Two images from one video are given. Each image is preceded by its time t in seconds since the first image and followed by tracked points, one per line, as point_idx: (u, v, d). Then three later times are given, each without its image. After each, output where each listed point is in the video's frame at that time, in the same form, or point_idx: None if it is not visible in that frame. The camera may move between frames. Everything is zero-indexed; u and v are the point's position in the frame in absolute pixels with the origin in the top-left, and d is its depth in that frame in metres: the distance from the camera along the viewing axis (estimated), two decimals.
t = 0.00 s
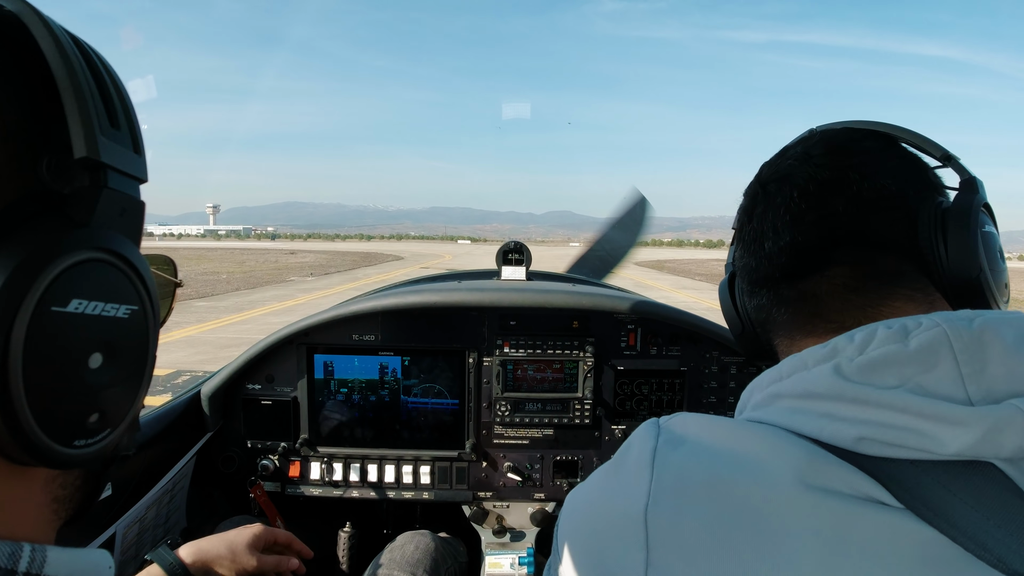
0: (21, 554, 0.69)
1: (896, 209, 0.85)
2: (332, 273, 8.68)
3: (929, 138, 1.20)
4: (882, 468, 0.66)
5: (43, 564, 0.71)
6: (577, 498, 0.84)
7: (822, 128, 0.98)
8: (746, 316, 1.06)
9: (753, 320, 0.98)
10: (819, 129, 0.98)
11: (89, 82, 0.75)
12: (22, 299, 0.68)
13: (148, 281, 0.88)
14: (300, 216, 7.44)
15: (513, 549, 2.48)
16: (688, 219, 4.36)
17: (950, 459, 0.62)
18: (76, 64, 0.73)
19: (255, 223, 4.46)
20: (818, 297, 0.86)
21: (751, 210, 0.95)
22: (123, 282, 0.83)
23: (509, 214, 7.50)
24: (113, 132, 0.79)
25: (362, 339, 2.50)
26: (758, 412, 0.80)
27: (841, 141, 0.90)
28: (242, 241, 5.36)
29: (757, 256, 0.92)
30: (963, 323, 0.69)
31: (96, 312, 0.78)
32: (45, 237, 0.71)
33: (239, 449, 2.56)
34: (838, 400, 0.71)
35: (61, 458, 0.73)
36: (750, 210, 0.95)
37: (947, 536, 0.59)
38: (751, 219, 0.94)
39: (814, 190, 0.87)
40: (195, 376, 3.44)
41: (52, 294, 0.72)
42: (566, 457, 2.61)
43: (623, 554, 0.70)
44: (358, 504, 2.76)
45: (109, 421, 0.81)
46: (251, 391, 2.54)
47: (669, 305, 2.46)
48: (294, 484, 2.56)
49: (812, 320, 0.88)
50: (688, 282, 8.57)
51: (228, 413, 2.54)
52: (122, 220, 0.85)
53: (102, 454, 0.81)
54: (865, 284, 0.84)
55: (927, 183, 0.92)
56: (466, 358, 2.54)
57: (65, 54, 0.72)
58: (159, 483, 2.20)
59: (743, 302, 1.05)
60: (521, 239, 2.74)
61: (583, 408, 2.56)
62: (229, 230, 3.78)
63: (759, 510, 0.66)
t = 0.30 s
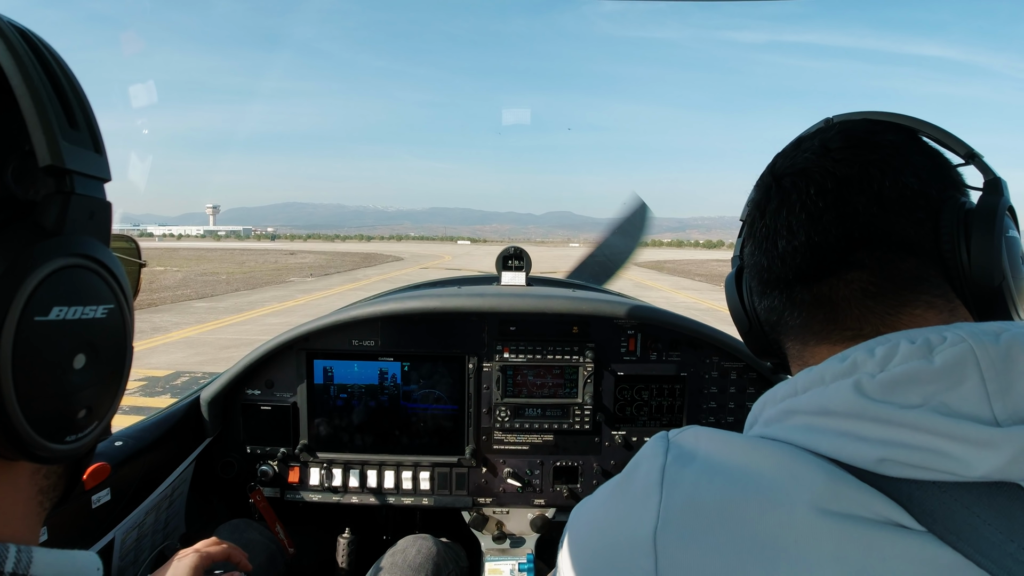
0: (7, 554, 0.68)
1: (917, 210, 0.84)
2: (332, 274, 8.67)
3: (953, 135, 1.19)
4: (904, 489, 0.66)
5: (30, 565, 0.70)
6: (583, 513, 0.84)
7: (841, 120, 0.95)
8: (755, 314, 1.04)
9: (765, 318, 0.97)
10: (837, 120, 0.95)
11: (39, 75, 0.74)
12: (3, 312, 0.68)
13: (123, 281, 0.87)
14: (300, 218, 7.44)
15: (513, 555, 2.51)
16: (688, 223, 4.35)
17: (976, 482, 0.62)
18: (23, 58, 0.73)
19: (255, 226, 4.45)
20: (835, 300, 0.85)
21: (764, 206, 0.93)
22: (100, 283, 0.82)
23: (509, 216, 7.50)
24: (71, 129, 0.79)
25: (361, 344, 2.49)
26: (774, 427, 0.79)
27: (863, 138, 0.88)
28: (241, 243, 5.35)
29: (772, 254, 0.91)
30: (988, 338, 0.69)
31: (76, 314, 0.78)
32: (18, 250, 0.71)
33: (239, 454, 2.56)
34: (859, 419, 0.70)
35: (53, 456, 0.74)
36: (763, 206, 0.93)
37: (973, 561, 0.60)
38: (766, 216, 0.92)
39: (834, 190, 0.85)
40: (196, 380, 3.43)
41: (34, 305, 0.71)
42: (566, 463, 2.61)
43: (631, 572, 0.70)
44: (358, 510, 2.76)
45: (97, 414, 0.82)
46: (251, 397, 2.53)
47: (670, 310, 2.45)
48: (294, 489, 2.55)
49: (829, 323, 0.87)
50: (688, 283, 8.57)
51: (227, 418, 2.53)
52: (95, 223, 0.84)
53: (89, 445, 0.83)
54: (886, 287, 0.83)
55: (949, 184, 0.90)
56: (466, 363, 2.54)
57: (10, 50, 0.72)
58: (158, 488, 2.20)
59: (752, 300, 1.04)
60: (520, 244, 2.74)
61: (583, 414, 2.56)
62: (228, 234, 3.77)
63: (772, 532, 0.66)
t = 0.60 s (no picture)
0: (6, 547, 0.68)
1: (912, 210, 0.84)
2: (332, 274, 8.68)
3: (948, 139, 1.18)
4: (901, 476, 0.66)
5: (28, 558, 0.70)
6: (584, 502, 0.83)
7: (839, 126, 0.96)
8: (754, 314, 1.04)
9: (762, 318, 0.97)
10: (836, 126, 0.96)
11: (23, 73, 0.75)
12: None
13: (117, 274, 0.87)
14: (300, 217, 7.44)
15: (512, 552, 2.51)
16: (689, 222, 4.36)
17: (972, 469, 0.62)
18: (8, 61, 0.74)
19: (254, 225, 4.46)
20: (833, 298, 0.85)
21: (762, 207, 0.93)
22: (93, 276, 0.82)
23: (509, 215, 7.50)
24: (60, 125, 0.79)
25: (361, 342, 2.50)
26: (773, 418, 0.79)
27: (860, 140, 0.89)
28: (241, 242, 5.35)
29: (769, 252, 0.90)
30: (982, 329, 0.69)
31: (68, 307, 0.78)
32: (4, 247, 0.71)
33: (239, 452, 2.56)
34: (855, 407, 0.70)
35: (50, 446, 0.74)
36: (761, 208, 0.93)
37: (968, 545, 0.60)
38: (764, 216, 0.92)
39: (831, 190, 0.85)
40: (195, 379, 3.43)
41: (23, 299, 0.72)
42: (566, 460, 2.61)
43: (630, 560, 0.69)
44: (358, 507, 2.76)
45: (92, 405, 0.82)
46: (251, 395, 2.53)
47: (670, 308, 2.45)
48: (294, 487, 2.56)
49: (826, 320, 0.87)
50: (688, 283, 8.59)
51: (227, 416, 2.54)
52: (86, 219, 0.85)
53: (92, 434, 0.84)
54: (882, 285, 0.83)
55: (945, 185, 0.91)
56: (466, 361, 2.54)
57: None
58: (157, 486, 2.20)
59: (751, 301, 1.03)
60: (520, 242, 2.74)
61: (582, 412, 2.57)
62: (229, 233, 3.77)
63: (773, 521, 0.66)
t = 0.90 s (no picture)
0: (9, 549, 0.68)
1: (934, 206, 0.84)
2: (332, 275, 8.68)
3: (973, 133, 1.22)
4: (924, 488, 0.66)
5: (31, 560, 0.70)
6: (593, 509, 0.83)
7: (857, 117, 0.95)
8: (764, 310, 1.04)
9: (775, 315, 0.97)
10: (853, 117, 0.96)
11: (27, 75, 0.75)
12: (1, 308, 0.68)
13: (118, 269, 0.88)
14: (299, 217, 7.45)
15: (512, 551, 2.51)
16: (687, 221, 4.37)
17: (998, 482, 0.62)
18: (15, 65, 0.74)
19: (254, 225, 4.47)
20: (851, 298, 0.86)
21: (775, 199, 0.93)
22: (95, 277, 0.82)
23: (508, 215, 7.51)
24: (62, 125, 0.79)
25: (361, 341, 2.50)
26: (790, 425, 0.79)
27: (880, 133, 0.88)
28: (240, 243, 5.35)
29: (785, 248, 0.90)
30: (1008, 337, 0.69)
31: (74, 308, 0.79)
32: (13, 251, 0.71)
33: (239, 452, 2.56)
34: (877, 415, 0.70)
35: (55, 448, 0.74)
36: (775, 201, 0.93)
37: (989, 560, 0.60)
38: (779, 210, 0.91)
39: (851, 184, 0.85)
40: (196, 379, 3.44)
41: (34, 301, 0.72)
42: (566, 460, 2.61)
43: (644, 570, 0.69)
44: (358, 507, 2.76)
45: (96, 407, 0.82)
46: (251, 394, 2.53)
47: (669, 307, 2.45)
48: (294, 486, 2.56)
49: (843, 320, 0.87)
50: (687, 283, 8.60)
51: (227, 415, 2.54)
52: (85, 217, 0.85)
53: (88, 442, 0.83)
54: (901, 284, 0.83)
55: (966, 182, 0.91)
56: (466, 360, 2.54)
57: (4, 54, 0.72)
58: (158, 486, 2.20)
59: (762, 296, 1.03)
60: (520, 241, 2.75)
61: (582, 411, 2.57)
62: (229, 232, 3.77)
63: (791, 531, 0.66)
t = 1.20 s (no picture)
0: (15, 545, 0.63)
1: (947, 207, 0.84)
2: (332, 275, 8.70)
3: (985, 134, 1.24)
4: (934, 494, 0.66)
5: (38, 556, 0.64)
6: (600, 512, 0.83)
7: (870, 113, 0.95)
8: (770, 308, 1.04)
9: (783, 314, 0.97)
10: (865, 113, 0.95)
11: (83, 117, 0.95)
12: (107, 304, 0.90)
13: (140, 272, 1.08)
14: (300, 218, 7.46)
15: (513, 553, 2.51)
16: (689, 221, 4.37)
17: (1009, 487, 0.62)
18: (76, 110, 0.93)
19: (254, 226, 4.47)
20: (862, 298, 0.85)
21: (786, 195, 0.92)
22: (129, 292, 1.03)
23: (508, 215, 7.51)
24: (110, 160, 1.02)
25: (361, 343, 2.50)
26: (796, 429, 0.78)
27: (894, 131, 0.88)
28: (240, 243, 5.35)
29: (795, 246, 0.90)
30: (1020, 340, 0.69)
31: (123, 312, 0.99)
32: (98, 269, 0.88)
33: (239, 453, 2.56)
34: (887, 419, 0.70)
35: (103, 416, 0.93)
36: (785, 198, 0.92)
37: (997, 564, 0.60)
38: (789, 207, 0.91)
39: (865, 182, 0.85)
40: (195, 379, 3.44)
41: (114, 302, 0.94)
42: (566, 462, 2.61)
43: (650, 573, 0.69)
44: (358, 509, 2.76)
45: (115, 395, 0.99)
46: (251, 396, 2.53)
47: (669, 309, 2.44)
48: (294, 488, 2.55)
49: (854, 322, 0.87)
50: (687, 284, 8.60)
51: (227, 418, 2.54)
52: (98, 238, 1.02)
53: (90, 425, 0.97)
54: (913, 284, 0.83)
55: (979, 183, 0.91)
56: (466, 362, 2.54)
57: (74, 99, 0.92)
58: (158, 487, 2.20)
59: (769, 293, 1.03)
60: (520, 242, 2.75)
61: (582, 413, 2.57)
62: (229, 233, 3.77)
63: (799, 536, 0.66)
